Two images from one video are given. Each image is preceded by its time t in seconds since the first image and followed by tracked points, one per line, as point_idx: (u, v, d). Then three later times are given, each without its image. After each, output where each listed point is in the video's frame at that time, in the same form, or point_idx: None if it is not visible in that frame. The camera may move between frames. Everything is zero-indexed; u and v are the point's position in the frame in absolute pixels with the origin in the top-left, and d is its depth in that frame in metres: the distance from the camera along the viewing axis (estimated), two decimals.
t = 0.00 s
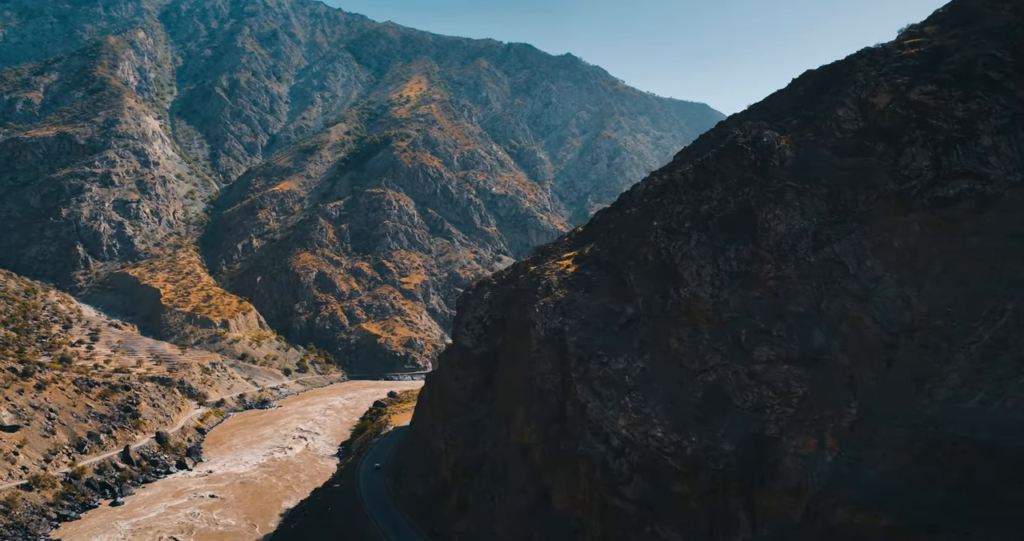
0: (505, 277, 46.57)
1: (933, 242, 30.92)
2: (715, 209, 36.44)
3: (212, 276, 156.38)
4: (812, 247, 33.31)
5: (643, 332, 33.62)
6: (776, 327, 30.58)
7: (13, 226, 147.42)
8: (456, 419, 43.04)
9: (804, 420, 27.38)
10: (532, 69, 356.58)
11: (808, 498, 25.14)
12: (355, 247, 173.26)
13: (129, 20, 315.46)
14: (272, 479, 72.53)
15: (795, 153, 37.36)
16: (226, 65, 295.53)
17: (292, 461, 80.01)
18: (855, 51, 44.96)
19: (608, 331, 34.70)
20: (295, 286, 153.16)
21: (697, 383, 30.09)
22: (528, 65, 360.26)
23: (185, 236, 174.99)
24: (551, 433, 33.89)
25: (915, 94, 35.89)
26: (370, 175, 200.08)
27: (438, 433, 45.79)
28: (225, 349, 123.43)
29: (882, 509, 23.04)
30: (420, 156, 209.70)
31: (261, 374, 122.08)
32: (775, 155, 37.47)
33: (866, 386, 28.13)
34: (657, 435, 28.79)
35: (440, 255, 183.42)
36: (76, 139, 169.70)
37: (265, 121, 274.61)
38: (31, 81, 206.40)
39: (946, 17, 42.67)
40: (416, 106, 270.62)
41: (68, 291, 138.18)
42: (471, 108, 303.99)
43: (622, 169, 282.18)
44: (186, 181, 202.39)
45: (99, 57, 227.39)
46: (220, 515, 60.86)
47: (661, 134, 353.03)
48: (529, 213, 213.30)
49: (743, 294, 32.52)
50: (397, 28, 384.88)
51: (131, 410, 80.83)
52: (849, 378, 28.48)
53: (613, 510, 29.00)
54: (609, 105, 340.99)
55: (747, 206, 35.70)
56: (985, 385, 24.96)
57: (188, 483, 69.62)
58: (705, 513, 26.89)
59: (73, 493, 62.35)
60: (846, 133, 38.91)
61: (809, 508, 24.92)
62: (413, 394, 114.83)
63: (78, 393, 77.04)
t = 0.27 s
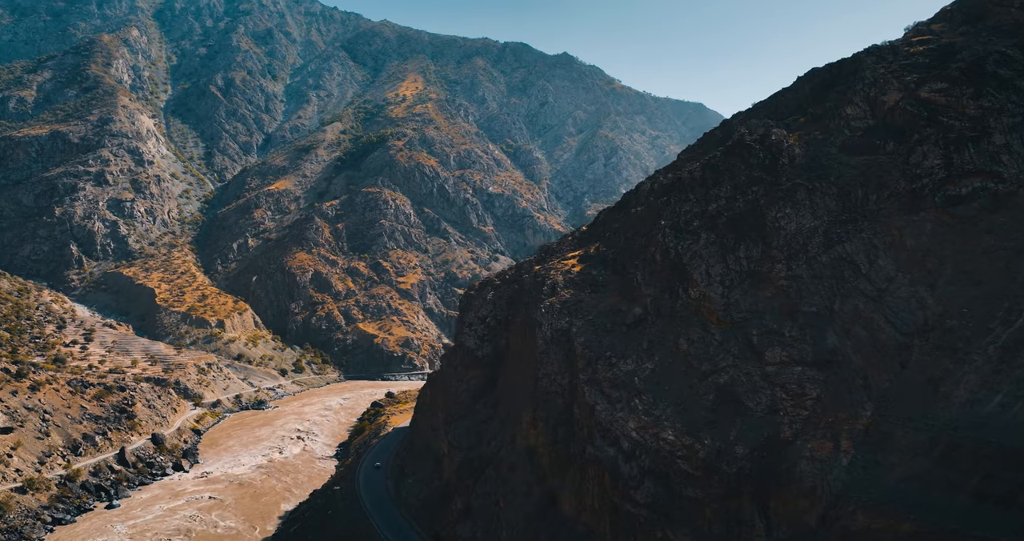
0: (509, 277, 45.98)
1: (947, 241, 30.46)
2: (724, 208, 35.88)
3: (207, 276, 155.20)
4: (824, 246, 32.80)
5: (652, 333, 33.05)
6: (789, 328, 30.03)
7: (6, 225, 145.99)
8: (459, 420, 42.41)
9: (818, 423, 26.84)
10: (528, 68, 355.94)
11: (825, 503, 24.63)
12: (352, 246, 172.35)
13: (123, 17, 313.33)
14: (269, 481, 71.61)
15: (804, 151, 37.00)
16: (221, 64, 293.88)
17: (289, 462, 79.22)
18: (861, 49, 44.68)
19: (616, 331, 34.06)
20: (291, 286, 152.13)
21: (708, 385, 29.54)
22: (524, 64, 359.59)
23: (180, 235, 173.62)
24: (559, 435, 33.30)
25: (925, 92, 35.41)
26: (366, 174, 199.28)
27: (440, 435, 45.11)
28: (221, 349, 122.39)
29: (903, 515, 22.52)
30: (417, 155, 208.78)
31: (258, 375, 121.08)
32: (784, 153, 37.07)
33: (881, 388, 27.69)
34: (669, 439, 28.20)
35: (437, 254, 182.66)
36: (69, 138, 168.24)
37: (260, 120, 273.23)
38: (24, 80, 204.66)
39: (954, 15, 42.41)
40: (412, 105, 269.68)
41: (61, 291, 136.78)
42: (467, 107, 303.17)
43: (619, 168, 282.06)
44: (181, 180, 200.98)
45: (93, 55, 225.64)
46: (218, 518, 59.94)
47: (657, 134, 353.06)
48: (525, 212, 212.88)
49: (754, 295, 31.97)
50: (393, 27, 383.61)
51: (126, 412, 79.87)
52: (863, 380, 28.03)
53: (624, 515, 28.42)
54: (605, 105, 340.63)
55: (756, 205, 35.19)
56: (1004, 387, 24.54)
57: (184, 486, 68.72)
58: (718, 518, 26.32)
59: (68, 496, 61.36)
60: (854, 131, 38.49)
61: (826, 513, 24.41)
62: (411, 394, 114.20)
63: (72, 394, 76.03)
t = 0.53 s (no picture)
0: (512, 276, 45.24)
1: (960, 241, 30.00)
2: (733, 206, 35.25)
3: (200, 276, 153.72)
4: (835, 245, 32.25)
5: (661, 333, 32.42)
6: (802, 329, 29.45)
7: None
8: (462, 423, 41.68)
9: (834, 426, 26.27)
10: (522, 67, 355.26)
11: (843, 508, 24.08)
12: (345, 246, 171.16)
13: (113, 15, 310.54)
14: (265, 484, 70.55)
15: (812, 149, 36.57)
16: (213, 62, 291.63)
17: (284, 464, 78.25)
18: (868, 46, 44.30)
19: (624, 332, 33.40)
20: (284, 285, 150.78)
21: (720, 387, 28.94)
22: (518, 63, 358.85)
23: (172, 234, 171.91)
24: (566, 438, 32.64)
25: (935, 89, 34.93)
26: (360, 173, 198.17)
27: (442, 437, 44.36)
28: (214, 349, 121.07)
29: (926, 521, 21.98)
30: (411, 154, 207.60)
31: (251, 375, 119.80)
32: (793, 151, 36.53)
33: (896, 390, 27.23)
34: (681, 442, 27.56)
35: (432, 254, 181.61)
36: (59, 136, 166.44)
37: (252, 119, 271.25)
38: (14, 77, 202.32)
39: (962, 13, 42.09)
40: (406, 103, 268.46)
41: (52, 290, 135.05)
42: (461, 106, 302.20)
43: (613, 168, 281.78)
44: (173, 178, 199.14)
45: (83, 53, 223.40)
46: (213, 522, 58.85)
47: (651, 133, 353.10)
48: (520, 212, 212.20)
49: (765, 294, 31.40)
50: (386, 25, 382.00)
51: (119, 413, 78.68)
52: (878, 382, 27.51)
53: (636, 521, 27.78)
54: (599, 104, 340.29)
55: (766, 203, 34.59)
56: None
57: (178, 488, 67.63)
58: (734, 523, 25.73)
59: (60, 500, 60.19)
60: (863, 128, 37.98)
61: (845, 518, 23.86)
62: (407, 395, 113.29)
63: (63, 395, 74.82)
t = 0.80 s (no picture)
0: (514, 276, 44.56)
1: (973, 239, 29.59)
2: (741, 204, 34.72)
3: (191, 275, 152.12)
4: (846, 245, 31.76)
5: (670, 333, 31.82)
6: (814, 330, 28.95)
7: None
8: (464, 425, 40.94)
9: (849, 428, 25.71)
10: (516, 66, 354.68)
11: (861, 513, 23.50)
12: (338, 245, 170.03)
13: (103, 12, 307.30)
14: (260, 486, 69.49)
15: (821, 147, 36.17)
16: (204, 60, 289.10)
17: (279, 466, 77.18)
18: (873, 44, 43.96)
19: (632, 333, 32.75)
20: (276, 285, 149.42)
21: (732, 390, 28.39)
22: (512, 62, 358.23)
23: (163, 233, 170.07)
24: (573, 441, 31.96)
25: (944, 87, 34.52)
26: (353, 172, 197.12)
27: (443, 439, 43.67)
28: (206, 349, 119.66)
29: (948, 526, 21.45)
30: (404, 153, 206.45)
31: (244, 375, 118.47)
32: (801, 149, 36.04)
33: (911, 391, 26.70)
34: (693, 445, 26.93)
35: (425, 253, 180.61)
36: (48, 134, 164.40)
37: (244, 117, 269.25)
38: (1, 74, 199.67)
39: (968, 10, 41.85)
40: (399, 102, 267.19)
41: (40, 290, 133.11)
42: (455, 105, 301.17)
43: (607, 167, 281.65)
44: (164, 177, 197.21)
45: (72, 50, 220.91)
46: (208, 526, 57.77)
47: (644, 133, 353.43)
48: (514, 211, 211.62)
49: (776, 295, 30.87)
50: (379, 24, 380.31)
51: (110, 415, 77.48)
52: (892, 383, 27.01)
53: (646, 526, 27.20)
54: (593, 103, 340.08)
55: (775, 202, 34.08)
56: None
57: (171, 491, 66.45)
58: (747, 528, 25.16)
59: (50, 504, 58.97)
60: (871, 126, 37.54)
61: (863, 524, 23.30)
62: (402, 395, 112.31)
63: (53, 397, 73.55)
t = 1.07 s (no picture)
0: (516, 276, 43.92)
1: (983, 239, 29.18)
2: (748, 203, 34.24)
3: (183, 274, 150.66)
4: (855, 244, 31.32)
5: (678, 334, 31.32)
6: (825, 330, 28.49)
7: None
8: (465, 427, 40.27)
9: (863, 431, 25.25)
10: (509, 65, 353.86)
11: (877, 518, 22.96)
12: (332, 244, 168.92)
13: (93, 9, 304.33)
14: (255, 488, 68.49)
15: (828, 145, 35.75)
16: (195, 58, 286.87)
17: (273, 467, 76.27)
18: (877, 42, 43.58)
19: (638, 334, 32.21)
20: (269, 284, 148.14)
21: (742, 391, 27.91)
22: (505, 62, 357.41)
23: (154, 232, 168.30)
24: (579, 444, 31.36)
25: (952, 85, 34.11)
26: (346, 171, 196.13)
27: (443, 441, 43.04)
28: (198, 350, 118.39)
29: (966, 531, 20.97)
30: (398, 152, 205.29)
31: (237, 376, 117.26)
32: (808, 147, 35.62)
33: (925, 392, 26.24)
34: (703, 448, 26.42)
35: (419, 252, 179.57)
36: (37, 132, 162.41)
37: (236, 116, 267.25)
38: None
39: (973, 8, 41.46)
40: (392, 101, 265.87)
41: (29, 289, 131.35)
42: (448, 104, 300.02)
43: (601, 167, 281.45)
44: (155, 176, 195.33)
45: (62, 47, 218.47)
46: (202, 529, 56.72)
47: (638, 132, 353.38)
48: (508, 211, 211.07)
49: (785, 295, 30.41)
50: (372, 22, 378.54)
51: (102, 416, 76.35)
52: (904, 384, 26.51)
53: (656, 531, 26.61)
54: (586, 103, 339.82)
55: (782, 200, 33.61)
56: None
57: (164, 494, 65.37)
58: (760, 532, 24.66)
59: (41, 507, 57.84)
60: (877, 124, 37.17)
61: (879, 529, 22.77)
62: (397, 395, 111.41)
63: (44, 398, 72.35)
